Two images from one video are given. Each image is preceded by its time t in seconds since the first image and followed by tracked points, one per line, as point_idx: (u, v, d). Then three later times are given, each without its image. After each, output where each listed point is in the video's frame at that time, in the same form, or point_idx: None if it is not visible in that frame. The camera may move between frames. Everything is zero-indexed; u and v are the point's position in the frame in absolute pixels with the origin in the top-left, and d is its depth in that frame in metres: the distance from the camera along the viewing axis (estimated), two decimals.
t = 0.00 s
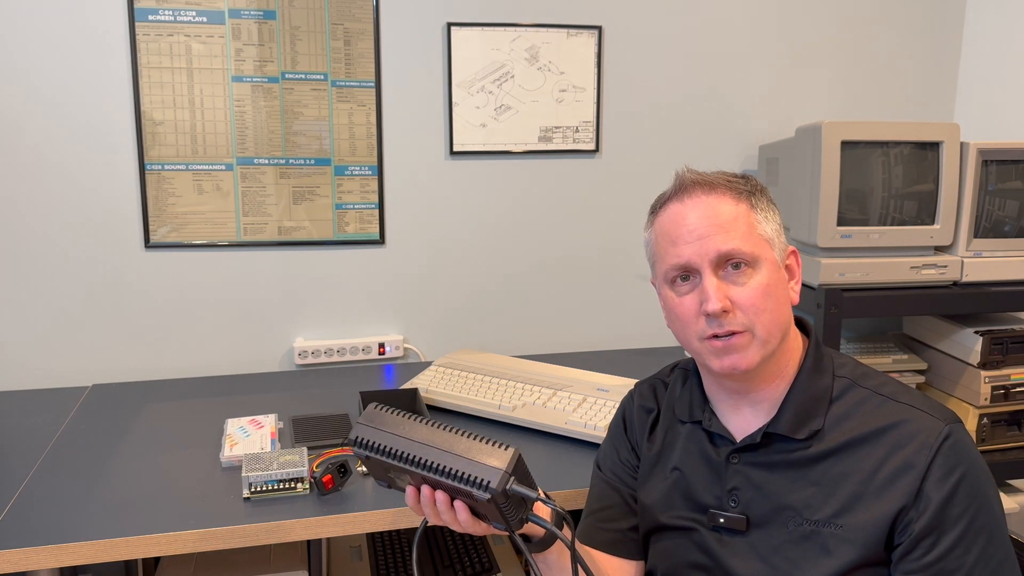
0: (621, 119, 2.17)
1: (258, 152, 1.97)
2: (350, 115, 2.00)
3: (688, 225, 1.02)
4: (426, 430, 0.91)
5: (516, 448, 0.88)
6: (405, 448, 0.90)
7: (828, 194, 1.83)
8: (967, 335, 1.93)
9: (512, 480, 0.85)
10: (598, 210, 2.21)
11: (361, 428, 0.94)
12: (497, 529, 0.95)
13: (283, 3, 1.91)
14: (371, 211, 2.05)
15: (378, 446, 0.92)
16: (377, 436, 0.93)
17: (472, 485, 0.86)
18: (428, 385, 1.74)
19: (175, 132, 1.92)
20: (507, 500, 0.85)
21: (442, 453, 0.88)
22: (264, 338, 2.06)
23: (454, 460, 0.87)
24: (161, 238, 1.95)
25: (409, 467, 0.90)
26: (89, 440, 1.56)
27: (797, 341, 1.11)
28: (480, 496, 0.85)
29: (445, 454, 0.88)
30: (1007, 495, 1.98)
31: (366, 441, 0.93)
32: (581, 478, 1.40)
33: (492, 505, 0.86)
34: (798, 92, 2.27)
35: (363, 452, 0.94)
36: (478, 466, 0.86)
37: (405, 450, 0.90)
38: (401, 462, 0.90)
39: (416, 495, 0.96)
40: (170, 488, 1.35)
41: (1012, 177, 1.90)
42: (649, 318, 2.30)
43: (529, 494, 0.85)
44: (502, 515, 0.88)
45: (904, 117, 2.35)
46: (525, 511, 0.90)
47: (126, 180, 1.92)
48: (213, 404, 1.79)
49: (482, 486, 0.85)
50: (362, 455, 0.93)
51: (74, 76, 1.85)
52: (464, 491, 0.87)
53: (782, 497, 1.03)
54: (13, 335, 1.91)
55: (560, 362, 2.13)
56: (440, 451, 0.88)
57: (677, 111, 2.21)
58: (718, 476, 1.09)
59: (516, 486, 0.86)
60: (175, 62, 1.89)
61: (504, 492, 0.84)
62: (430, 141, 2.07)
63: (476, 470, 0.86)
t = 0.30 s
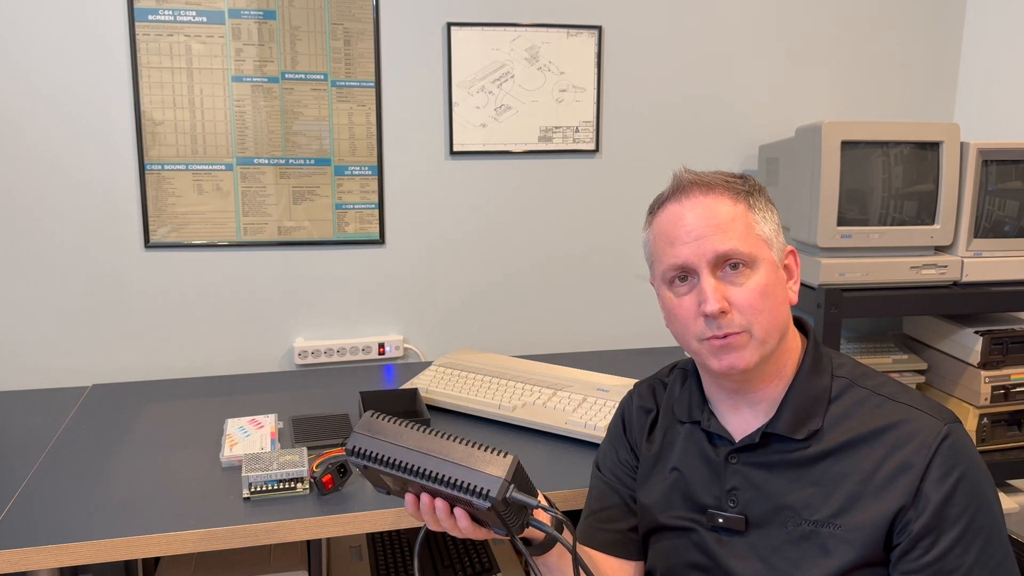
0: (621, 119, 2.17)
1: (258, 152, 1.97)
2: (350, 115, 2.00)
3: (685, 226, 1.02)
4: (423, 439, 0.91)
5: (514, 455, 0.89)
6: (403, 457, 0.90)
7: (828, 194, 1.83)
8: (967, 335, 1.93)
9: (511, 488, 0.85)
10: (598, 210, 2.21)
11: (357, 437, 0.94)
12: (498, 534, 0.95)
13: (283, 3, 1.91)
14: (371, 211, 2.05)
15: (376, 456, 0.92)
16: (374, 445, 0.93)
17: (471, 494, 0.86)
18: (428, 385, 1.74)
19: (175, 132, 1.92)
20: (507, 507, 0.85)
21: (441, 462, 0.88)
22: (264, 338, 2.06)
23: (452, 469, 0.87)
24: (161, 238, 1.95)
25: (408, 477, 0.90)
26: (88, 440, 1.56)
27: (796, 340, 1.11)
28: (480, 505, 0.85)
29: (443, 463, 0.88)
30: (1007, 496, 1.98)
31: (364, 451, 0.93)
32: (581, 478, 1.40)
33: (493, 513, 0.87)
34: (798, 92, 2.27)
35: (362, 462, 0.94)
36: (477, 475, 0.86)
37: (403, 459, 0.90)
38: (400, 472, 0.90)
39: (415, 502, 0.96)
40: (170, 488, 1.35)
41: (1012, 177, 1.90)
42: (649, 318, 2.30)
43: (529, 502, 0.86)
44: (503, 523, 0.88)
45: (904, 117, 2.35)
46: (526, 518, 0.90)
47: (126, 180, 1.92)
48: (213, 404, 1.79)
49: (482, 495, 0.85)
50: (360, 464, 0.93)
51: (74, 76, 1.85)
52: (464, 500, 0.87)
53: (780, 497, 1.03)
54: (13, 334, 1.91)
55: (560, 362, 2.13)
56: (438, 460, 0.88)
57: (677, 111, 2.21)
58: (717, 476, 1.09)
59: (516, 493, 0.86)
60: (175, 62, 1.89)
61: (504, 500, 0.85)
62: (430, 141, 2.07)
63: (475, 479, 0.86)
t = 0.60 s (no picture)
0: (621, 119, 2.17)
1: (258, 152, 1.97)
2: (350, 115, 2.00)
3: (657, 236, 1.02)
4: (417, 455, 0.91)
5: (509, 475, 0.89)
6: (398, 475, 0.91)
7: (828, 194, 1.83)
8: (967, 335, 1.93)
9: (504, 509, 0.86)
10: (598, 210, 2.21)
11: (353, 452, 0.95)
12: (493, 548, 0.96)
13: (283, 3, 1.91)
14: (371, 211, 2.05)
15: (371, 472, 0.93)
16: (369, 461, 0.93)
17: (466, 515, 0.87)
18: (428, 385, 1.74)
19: (175, 132, 1.92)
20: (501, 527, 0.86)
21: (436, 481, 0.89)
22: (264, 338, 2.06)
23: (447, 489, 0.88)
24: (161, 238, 1.95)
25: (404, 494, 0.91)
26: (88, 440, 1.56)
27: (796, 342, 1.10)
28: (476, 525, 0.86)
29: (437, 482, 0.89)
30: (1007, 495, 1.98)
31: (359, 466, 0.94)
32: (581, 478, 1.40)
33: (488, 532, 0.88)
34: (798, 92, 2.27)
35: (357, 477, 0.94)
36: (472, 495, 0.87)
37: (399, 476, 0.91)
38: (395, 489, 0.91)
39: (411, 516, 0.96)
40: (170, 488, 1.35)
41: (1012, 177, 1.90)
42: (649, 318, 2.30)
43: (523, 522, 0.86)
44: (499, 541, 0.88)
45: (904, 117, 2.35)
46: (522, 537, 0.90)
47: (126, 179, 1.92)
48: (213, 404, 1.79)
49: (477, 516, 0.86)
50: (356, 479, 0.94)
51: (73, 76, 1.85)
52: (459, 519, 0.88)
53: (780, 497, 1.03)
54: (13, 334, 1.91)
55: (559, 362, 2.13)
56: (432, 479, 0.89)
57: (677, 111, 2.21)
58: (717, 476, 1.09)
59: (510, 512, 0.86)
60: (175, 62, 1.89)
61: (498, 520, 0.85)
62: (430, 141, 2.07)
63: (470, 499, 0.87)
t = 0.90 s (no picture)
0: (621, 119, 2.17)
1: (258, 152, 1.97)
2: (350, 115, 2.00)
3: (671, 233, 1.02)
4: (414, 486, 0.90)
5: (505, 516, 0.86)
6: (394, 502, 0.90)
7: (828, 194, 1.83)
8: (967, 335, 1.93)
9: (495, 552, 0.84)
10: (598, 210, 2.21)
11: (351, 471, 0.95)
12: None
13: (283, 3, 1.91)
14: (371, 211, 2.05)
15: (368, 495, 0.92)
16: (367, 482, 0.93)
17: (456, 553, 0.85)
18: (428, 385, 1.74)
19: (175, 132, 1.92)
20: (489, 571, 0.84)
21: (428, 514, 0.88)
22: (264, 338, 2.06)
23: (439, 524, 0.87)
24: (161, 238, 1.95)
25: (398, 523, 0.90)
26: (88, 440, 1.56)
27: (800, 341, 1.10)
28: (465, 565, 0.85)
29: (432, 515, 0.88)
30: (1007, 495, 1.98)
31: (358, 487, 0.94)
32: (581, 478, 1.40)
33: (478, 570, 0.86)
34: (797, 92, 2.27)
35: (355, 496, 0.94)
36: (462, 534, 0.85)
37: (394, 504, 0.90)
38: (390, 516, 0.91)
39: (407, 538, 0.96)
40: (170, 488, 1.35)
41: (1012, 177, 1.90)
42: (649, 318, 2.30)
43: (511, 567, 0.83)
44: None
45: (904, 117, 2.35)
46: None
47: (126, 179, 1.92)
48: (213, 404, 1.79)
49: (466, 557, 0.85)
50: (353, 497, 0.94)
51: (74, 76, 1.85)
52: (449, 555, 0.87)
53: (782, 494, 1.03)
54: (13, 333, 1.91)
55: (559, 362, 2.13)
56: (428, 510, 0.88)
57: (678, 110, 2.21)
58: (719, 472, 1.08)
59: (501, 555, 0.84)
60: (175, 62, 1.89)
61: (486, 563, 0.83)
62: (430, 141, 2.07)
63: (460, 538, 0.85)
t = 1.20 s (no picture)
0: (621, 119, 2.17)
1: (258, 152, 1.97)
2: (350, 115, 2.00)
3: (710, 220, 1.01)
4: (412, 485, 0.83)
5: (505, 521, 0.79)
6: (390, 499, 0.84)
7: (829, 194, 1.83)
8: (967, 335, 1.93)
9: (491, 561, 0.76)
10: (598, 210, 2.21)
11: (352, 465, 0.89)
12: None
13: (283, 3, 1.91)
14: (371, 211, 2.05)
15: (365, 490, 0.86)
16: (367, 479, 0.87)
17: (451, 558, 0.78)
18: (428, 385, 1.74)
19: (175, 132, 1.92)
20: None
21: (424, 515, 0.81)
22: (264, 339, 2.06)
23: (433, 527, 0.80)
24: (161, 238, 1.95)
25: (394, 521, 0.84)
26: (89, 440, 1.56)
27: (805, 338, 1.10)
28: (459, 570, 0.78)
29: (428, 517, 0.81)
30: (1007, 495, 1.98)
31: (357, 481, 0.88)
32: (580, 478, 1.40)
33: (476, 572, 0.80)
34: (797, 92, 2.27)
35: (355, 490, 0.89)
36: (456, 538, 0.78)
37: (390, 502, 0.84)
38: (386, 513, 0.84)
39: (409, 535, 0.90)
40: (171, 488, 1.35)
41: (1013, 177, 1.90)
42: (649, 318, 2.30)
43: None
44: None
45: (905, 116, 2.35)
46: None
47: (126, 179, 1.92)
48: (214, 404, 1.79)
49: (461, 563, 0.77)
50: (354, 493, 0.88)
51: (74, 76, 1.85)
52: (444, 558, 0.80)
53: (779, 488, 1.03)
54: (12, 333, 1.91)
55: (559, 362, 2.13)
56: (425, 511, 0.82)
57: (677, 110, 2.21)
58: (719, 467, 1.08)
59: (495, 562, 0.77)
60: (175, 62, 1.89)
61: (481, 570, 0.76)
62: (430, 141, 2.07)
63: (455, 543, 0.78)
